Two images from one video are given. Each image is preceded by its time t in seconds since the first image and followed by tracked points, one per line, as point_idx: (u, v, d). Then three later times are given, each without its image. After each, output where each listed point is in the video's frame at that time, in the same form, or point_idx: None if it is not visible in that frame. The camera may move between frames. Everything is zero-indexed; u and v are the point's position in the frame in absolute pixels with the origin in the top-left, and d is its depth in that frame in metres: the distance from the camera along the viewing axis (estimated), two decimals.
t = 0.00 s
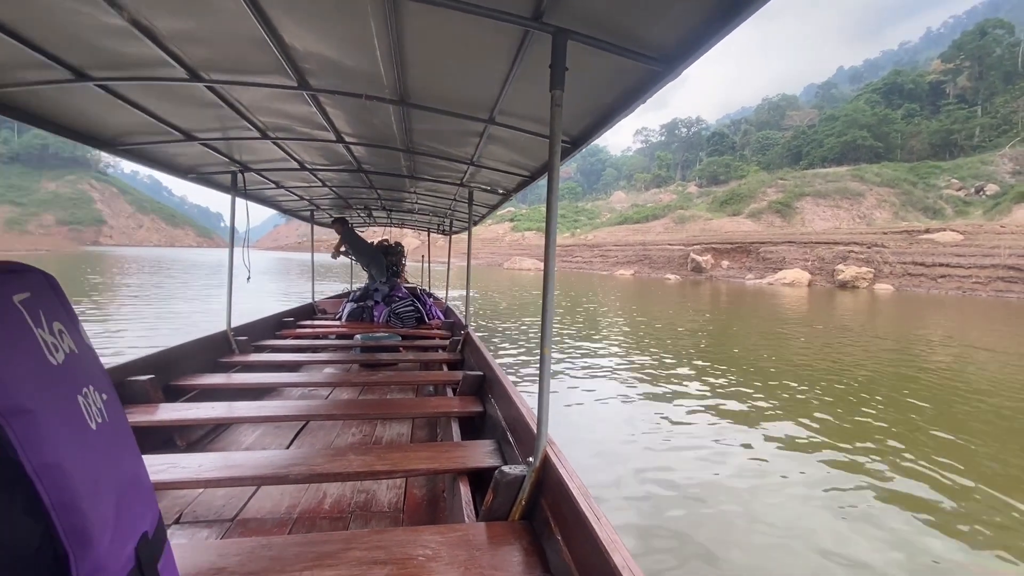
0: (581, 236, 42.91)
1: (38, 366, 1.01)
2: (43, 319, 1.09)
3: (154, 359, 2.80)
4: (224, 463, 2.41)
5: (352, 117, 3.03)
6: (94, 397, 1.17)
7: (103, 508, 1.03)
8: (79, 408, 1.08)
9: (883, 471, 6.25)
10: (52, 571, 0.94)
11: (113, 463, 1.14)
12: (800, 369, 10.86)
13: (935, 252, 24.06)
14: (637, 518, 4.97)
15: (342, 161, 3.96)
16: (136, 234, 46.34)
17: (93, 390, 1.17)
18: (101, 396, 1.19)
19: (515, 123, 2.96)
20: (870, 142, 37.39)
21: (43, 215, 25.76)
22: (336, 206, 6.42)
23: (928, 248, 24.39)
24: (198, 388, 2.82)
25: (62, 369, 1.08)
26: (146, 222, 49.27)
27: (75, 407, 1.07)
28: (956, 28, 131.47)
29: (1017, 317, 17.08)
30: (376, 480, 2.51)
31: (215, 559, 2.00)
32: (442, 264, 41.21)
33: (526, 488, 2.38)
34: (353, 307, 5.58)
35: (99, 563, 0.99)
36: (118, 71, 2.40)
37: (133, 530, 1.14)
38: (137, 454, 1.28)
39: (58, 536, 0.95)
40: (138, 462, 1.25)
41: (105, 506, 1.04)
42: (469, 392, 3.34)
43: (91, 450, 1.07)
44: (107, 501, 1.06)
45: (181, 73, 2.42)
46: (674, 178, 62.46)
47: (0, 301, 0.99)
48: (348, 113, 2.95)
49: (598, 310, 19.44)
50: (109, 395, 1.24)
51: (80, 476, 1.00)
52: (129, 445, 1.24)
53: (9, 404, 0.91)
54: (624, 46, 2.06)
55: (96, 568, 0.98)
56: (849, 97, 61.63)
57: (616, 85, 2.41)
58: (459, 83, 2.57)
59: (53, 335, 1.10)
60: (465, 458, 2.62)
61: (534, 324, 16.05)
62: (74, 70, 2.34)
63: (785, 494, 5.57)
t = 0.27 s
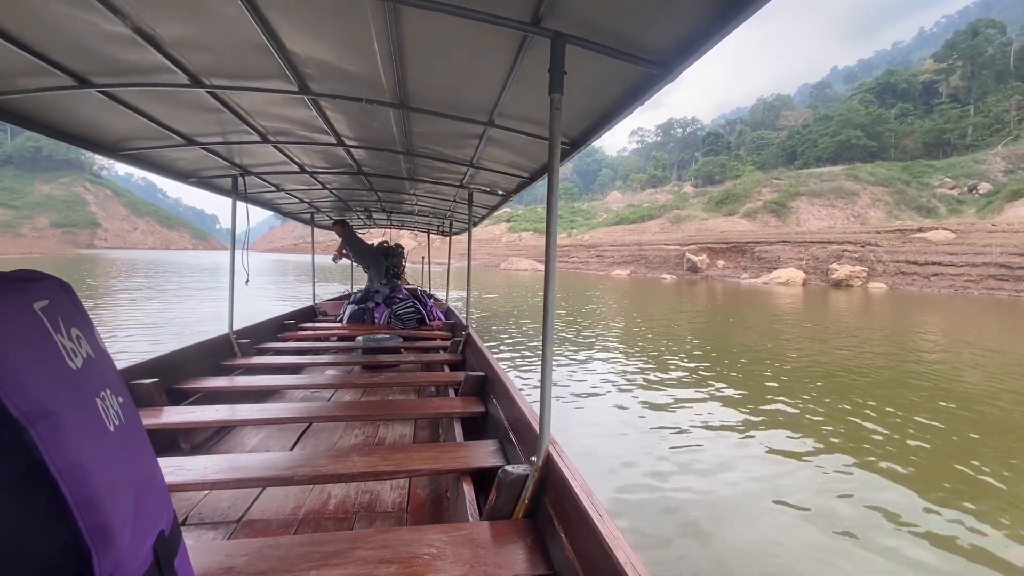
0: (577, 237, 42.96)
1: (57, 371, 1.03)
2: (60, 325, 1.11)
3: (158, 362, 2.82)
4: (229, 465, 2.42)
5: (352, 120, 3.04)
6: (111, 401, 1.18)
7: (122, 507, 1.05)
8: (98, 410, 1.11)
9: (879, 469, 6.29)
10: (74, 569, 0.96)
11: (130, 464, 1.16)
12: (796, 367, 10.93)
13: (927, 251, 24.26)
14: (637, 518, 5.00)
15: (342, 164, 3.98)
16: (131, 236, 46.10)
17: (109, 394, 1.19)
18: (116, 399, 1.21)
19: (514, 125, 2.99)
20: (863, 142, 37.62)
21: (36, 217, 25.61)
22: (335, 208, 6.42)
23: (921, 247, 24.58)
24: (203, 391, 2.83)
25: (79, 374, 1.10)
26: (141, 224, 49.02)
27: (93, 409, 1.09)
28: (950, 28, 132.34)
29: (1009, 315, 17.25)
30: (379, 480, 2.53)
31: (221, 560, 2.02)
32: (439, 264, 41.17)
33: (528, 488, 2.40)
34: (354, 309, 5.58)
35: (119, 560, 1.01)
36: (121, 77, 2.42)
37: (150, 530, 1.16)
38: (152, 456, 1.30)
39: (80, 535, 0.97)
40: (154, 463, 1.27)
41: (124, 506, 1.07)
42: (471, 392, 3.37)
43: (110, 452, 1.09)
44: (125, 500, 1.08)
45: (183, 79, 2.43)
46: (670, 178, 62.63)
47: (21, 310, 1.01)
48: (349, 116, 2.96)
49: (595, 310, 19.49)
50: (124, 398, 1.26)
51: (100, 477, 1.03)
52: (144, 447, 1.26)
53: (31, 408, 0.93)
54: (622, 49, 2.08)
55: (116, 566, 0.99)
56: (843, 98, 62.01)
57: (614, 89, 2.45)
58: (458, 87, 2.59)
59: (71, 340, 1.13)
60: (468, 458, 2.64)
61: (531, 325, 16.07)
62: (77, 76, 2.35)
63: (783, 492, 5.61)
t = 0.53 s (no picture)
0: (573, 237, 43.03)
1: (61, 371, 1.04)
2: (65, 325, 1.12)
3: (158, 364, 2.82)
4: (228, 466, 2.43)
5: (349, 121, 3.04)
6: (114, 400, 1.19)
7: (127, 504, 1.06)
8: (101, 409, 1.11)
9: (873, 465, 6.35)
10: (80, 565, 0.97)
11: (133, 462, 1.16)
12: (791, 366, 10.99)
13: (919, 249, 24.46)
14: (634, 517, 5.02)
15: (340, 165, 3.97)
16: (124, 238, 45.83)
17: (113, 393, 1.19)
18: (119, 398, 1.22)
19: (511, 125, 3.00)
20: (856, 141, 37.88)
21: (28, 219, 25.40)
22: (332, 209, 6.41)
23: (913, 245, 24.79)
24: (202, 393, 2.83)
25: (84, 373, 1.11)
26: (135, 226, 48.74)
27: (98, 407, 1.10)
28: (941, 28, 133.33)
29: (999, 312, 17.41)
30: (379, 480, 2.54)
31: (221, 560, 2.02)
32: (434, 265, 41.15)
33: (527, 485, 2.41)
34: (353, 310, 5.57)
35: (122, 557, 1.01)
36: (117, 79, 2.42)
37: (152, 527, 1.17)
38: (154, 455, 1.30)
39: (85, 531, 0.97)
40: (157, 462, 1.28)
41: (127, 503, 1.07)
42: (470, 391, 3.39)
43: (113, 449, 1.10)
44: (128, 498, 1.09)
45: (180, 81, 2.43)
46: (665, 177, 62.83)
47: (25, 309, 1.01)
48: (346, 116, 2.97)
49: (591, 310, 19.53)
50: (127, 398, 1.27)
51: (104, 473, 1.03)
52: (147, 444, 1.27)
53: (37, 406, 0.94)
54: (617, 48, 2.10)
55: (119, 564, 1.00)
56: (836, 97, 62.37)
57: (609, 87, 2.47)
58: (454, 87, 2.61)
59: (74, 339, 1.13)
60: (467, 456, 2.65)
61: (527, 325, 16.08)
62: (73, 79, 2.35)
63: (778, 489, 5.64)
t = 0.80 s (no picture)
0: (568, 237, 43.09)
1: (66, 373, 1.03)
2: (66, 326, 1.11)
3: (157, 367, 2.81)
4: (228, 469, 2.42)
5: (347, 122, 3.04)
6: (115, 402, 1.18)
7: (129, 504, 1.05)
8: (103, 410, 1.10)
9: (869, 464, 6.38)
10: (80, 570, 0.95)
11: (135, 465, 1.15)
12: (787, 365, 11.04)
13: (911, 248, 24.65)
14: (632, 517, 5.03)
15: (338, 166, 3.96)
16: (117, 240, 45.52)
17: (114, 396, 1.18)
18: (120, 400, 1.21)
19: (510, 125, 3.01)
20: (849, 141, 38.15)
21: (20, 221, 25.19)
22: (330, 211, 6.39)
23: (904, 245, 24.99)
24: (201, 395, 2.82)
25: (85, 374, 1.09)
26: (128, 228, 48.43)
27: (99, 409, 1.09)
28: (932, 31, 134.52)
29: (991, 311, 17.56)
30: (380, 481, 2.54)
31: (222, 563, 2.01)
32: (430, 266, 41.09)
33: (529, 485, 2.41)
34: (352, 311, 5.55)
35: (126, 559, 1.00)
36: (114, 82, 2.40)
37: (155, 529, 1.16)
38: (156, 458, 1.29)
39: (84, 533, 0.95)
40: (157, 463, 1.26)
41: (129, 504, 1.06)
42: (470, 392, 3.39)
43: (115, 451, 1.08)
44: (131, 498, 1.07)
45: (176, 82, 2.42)
46: (660, 178, 63.05)
47: (26, 312, 1.00)
48: (345, 117, 2.96)
49: (587, 311, 19.56)
50: (128, 400, 1.26)
51: (104, 474, 1.01)
52: (147, 447, 1.25)
53: (40, 408, 0.93)
54: (615, 47, 2.11)
55: (122, 565, 0.98)
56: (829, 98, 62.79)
57: (608, 87, 2.48)
58: (453, 87, 2.61)
59: (76, 342, 1.13)
60: (468, 457, 2.65)
61: (524, 326, 16.09)
62: (70, 81, 2.34)
63: (776, 489, 5.66)
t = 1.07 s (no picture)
0: (563, 238, 43.15)
1: (72, 372, 1.03)
2: (73, 327, 1.11)
3: (157, 368, 2.79)
4: (229, 470, 2.41)
5: (347, 122, 3.03)
6: (122, 403, 1.17)
7: (136, 505, 1.05)
8: (110, 411, 1.10)
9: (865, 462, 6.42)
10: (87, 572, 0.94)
11: (142, 465, 1.15)
12: (783, 364, 11.11)
13: (902, 248, 24.87)
14: (631, 516, 5.04)
15: (337, 167, 3.96)
16: (110, 242, 45.18)
17: (120, 396, 1.18)
18: (126, 401, 1.20)
19: (510, 126, 3.01)
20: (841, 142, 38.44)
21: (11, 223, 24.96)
22: (329, 212, 6.38)
23: (896, 244, 25.23)
24: (200, 397, 2.81)
25: (92, 374, 1.09)
26: (121, 230, 48.10)
27: (105, 411, 1.08)
28: (923, 32, 135.76)
29: (982, 309, 17.73)
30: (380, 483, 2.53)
31: (224, 565, 2.00)
32: (425, 267, 41.04)
33: (530, 486, 2.41)
34: (350, 312, 5.55)
35: (133, 560, 0.99)
36: (113, 83, 2.39)
37: (161, 531, 1.15)
38: (161, 460, 1.28)
39: (93, 535, 0.95)
40: (163, 463, 1.25)
41: (136, 505, 1.05)
42: (470, 392, 3.39)
43: (121, 452, 1.08)
44: (137, 499, 1.07)
45: (176, 83, 2.41)
46: (654, 178, 63.27)
47: (34, 313, 1.00)
48: (344, 118, 2.96)
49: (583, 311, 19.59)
50: (135, 401, 1.25)
51: (111, 476, 1.01)
52: (153, 447, 1.25)
53: (46, 409, 0.92)
54: (616, 48, 2.12)
55: (131, 564, 0.98)
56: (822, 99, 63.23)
57: (608, 88, 2.49)
58: (453, 88, 2.61)
59: (83, 342, 1.12)
60: (468, 457, 2.65)
61: (520, 326, 16.10)
62: (69, 83, 2.32)
63: (772, 487, 5.69)
